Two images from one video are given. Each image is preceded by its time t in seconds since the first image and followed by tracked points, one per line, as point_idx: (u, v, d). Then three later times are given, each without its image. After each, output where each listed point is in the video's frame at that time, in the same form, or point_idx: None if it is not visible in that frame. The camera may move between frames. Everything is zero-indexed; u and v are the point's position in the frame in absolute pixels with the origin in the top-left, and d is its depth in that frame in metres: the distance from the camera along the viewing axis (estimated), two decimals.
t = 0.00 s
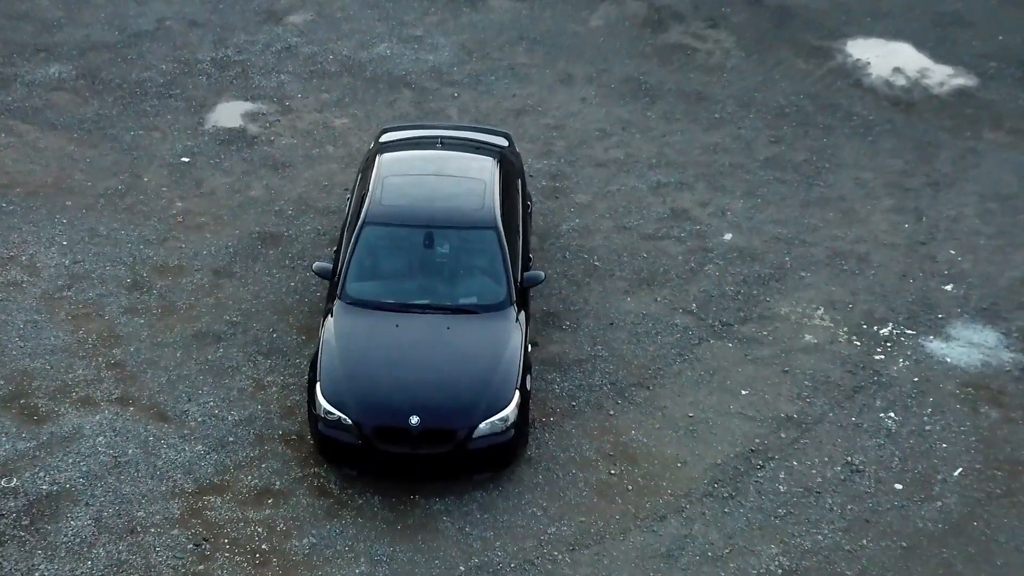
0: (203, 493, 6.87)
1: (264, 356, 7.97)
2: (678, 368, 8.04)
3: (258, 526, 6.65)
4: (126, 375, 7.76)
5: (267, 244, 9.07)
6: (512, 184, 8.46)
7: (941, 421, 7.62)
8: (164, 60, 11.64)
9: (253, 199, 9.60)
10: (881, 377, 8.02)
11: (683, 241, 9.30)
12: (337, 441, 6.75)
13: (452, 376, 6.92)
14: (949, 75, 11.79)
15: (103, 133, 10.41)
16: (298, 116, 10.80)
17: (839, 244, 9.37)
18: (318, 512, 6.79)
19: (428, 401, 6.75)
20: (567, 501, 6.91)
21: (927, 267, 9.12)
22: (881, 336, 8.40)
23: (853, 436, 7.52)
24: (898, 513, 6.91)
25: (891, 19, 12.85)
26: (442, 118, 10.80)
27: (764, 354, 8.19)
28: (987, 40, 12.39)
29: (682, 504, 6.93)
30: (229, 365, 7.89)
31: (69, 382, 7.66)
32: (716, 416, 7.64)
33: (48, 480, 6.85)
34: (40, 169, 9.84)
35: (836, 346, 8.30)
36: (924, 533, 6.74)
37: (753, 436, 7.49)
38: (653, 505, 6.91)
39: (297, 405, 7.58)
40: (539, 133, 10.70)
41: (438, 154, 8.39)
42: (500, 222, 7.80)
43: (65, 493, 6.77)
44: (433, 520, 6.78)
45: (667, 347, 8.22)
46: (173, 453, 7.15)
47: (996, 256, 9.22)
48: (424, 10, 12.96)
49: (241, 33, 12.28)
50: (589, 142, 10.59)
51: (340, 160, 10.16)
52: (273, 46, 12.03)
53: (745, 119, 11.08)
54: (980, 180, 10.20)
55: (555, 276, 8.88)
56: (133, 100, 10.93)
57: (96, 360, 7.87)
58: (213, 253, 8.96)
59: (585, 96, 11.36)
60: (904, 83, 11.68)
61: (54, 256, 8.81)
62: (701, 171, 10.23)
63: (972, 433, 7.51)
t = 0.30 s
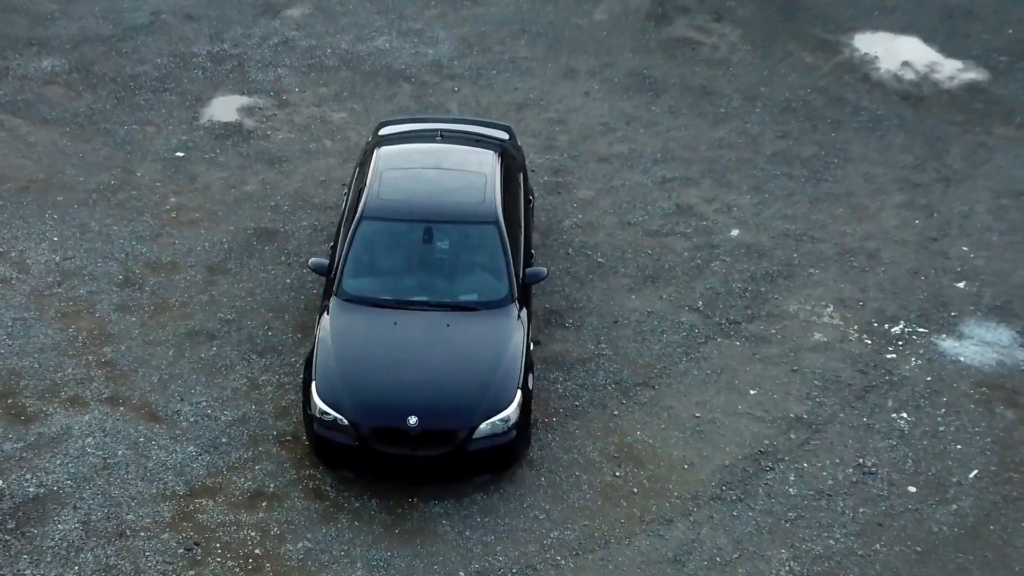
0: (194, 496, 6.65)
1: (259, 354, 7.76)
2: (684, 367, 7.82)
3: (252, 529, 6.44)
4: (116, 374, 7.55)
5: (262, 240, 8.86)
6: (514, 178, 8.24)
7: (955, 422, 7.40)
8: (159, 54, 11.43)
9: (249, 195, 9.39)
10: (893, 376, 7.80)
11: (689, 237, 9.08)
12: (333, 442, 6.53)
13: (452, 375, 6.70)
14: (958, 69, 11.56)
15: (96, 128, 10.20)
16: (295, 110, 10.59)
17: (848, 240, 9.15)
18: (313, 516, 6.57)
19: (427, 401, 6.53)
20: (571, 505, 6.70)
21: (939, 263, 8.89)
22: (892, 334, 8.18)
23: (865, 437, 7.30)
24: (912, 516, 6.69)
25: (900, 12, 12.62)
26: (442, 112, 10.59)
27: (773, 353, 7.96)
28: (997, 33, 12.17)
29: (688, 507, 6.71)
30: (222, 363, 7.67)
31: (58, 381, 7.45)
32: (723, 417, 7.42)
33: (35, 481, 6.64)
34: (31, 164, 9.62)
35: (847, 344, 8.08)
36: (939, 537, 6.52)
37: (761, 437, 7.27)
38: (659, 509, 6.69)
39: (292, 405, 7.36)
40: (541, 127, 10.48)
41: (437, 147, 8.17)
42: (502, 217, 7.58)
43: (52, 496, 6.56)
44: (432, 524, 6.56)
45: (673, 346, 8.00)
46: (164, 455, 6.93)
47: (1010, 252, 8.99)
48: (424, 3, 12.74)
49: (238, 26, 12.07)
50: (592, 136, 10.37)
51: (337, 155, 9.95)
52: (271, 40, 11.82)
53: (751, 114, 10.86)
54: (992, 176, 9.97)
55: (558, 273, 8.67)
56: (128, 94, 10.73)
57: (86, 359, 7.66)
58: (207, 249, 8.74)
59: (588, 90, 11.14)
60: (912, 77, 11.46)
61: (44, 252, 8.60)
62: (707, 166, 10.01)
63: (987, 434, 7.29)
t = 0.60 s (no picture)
0: (185, 498, 6.44)
1: (253, 352, 7.54)
2: (691, 366, 7.60)
3: (244, 533, 6.22)
4: (106, 372, 7.33)
5: (257, 235, 8.65)
6: (515, 171, 8.02)
7: (969, 422, 7.18)
8: (153, 47, 11.22)
9: (244, 189, 9.17)
10: (905, 375, 7.57)
11: (694, 232, 8.86)
12: (328, 443, 6.32)
13: (451, 373, 6.49)
14: (968, 62, 11.33)
15: (89, 121, 9.98)
16: (292, 104, 10.38)
17: (858, 236, 8.93)
18: (307, 519, 6.36)
19: (425, 400, 6.31)
20: (574, 507, 6.48)
21: (951, 259, 8.67)
22: (904, 331, 7.96)
23: (877, 438, 7.08)
24: (926, 519, 6.46)
25: (908, 5, 12.40)
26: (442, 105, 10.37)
27: (781, 351, 7.75)
28: (1007, 26, 11.94)
29: (695, 510, 6.49)
30: (215, 361, 7.46)
31: (45, 379, 7.23)
32: (731, 417, 7.20)
33: (20, 483, 6.42)
34: (22, 158, 9.41)
35: (857, 342, 7.86)
36: (955, 541, 6.30)
37: (770, 438, 7.06)
38: (665, 511, 6.47)
39: (286, 404, 7.15)
40: (542, 121, 10.26)
41: (436, 139, 7.94)
42: (503, 211, 7.36)
43: (38, 498, 6.34)
44: (431, 527, 6.35)
45: (679, 344, 7.78)
46: (154, 455, 6.71)
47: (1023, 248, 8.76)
48: None
49: (234, 19, 11.86)
50: (595, 130, 10.15)
51: (335, 149, 9.74)
52: (267, 33, 11.61)
53: (758, 108, 10.65)
54: (1004, 171, 9.75)
55: (560, 269, 8.45)
56: (121, 88, 10.51)
57: (74, 357, 7.44)
58: (201, 245, 8.53)
59: (590, 84, 10.93)
60: (921, 71, 11.23)
61: (34, 247, 8.39)
62: (712, 160, 9.80)
63: (1003, 435, 7.06)
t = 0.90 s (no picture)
0: (174, 499, 6.21)
1: (245, 348, 7.32)
2: (697, 362, 7.38)
3: (235, 535, 6.00)
4: (94, 369, 7.11)
5: (251, 228, 8.42)
6: (516, 162, 7.79)
7: (985, 420, 6.95)
8: (146, 38, 11.00)
9: (237, 182, 8.95)
10: (918, 372, 7.34)
11: (700, 226, 8.63)
12: (323, 442, 6.10)
13: (450, 370, 6.26)
14: (978, 54, 11.10)
15: (79, 113, 9.76)
16: (288, 96, 10.16)
17: (867, 229, 8.70)
18: (300, 520, 6.13)
19: (422, 397, 6.09)
20: (577, 509, 6.26)
21: (963, 253, 8.44)
22: (915, 327, 7.73)
23: (890, 436, 6.85)
24: (942, 521, 6.24)
25: None
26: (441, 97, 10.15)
27: (790, 347, 7.52)
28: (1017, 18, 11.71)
29: (702, 511, 6.27)
30: (207, 358, 7.23)
31: (31, 376, 7.01)
32: (739, 415, 6.98)
33: (4, 483, 6.20)
34: (10, 150, 9.19)
35: (868, 338, 7.63)
36: (972, 544, 6.08)
37: (779, 436, 6.83)
38: (671, 512, 6.25)
39: (280, 402, 6.92)
40: (544, 113, 10.04)
41: (434, 129, 7.72)
42: (503, 203, 7.13)
43: (22, 498, 6.12)
44: (429, 528, 6.12)
45: (684, 340, 7.55)
46: (142, 455, 6.49)
47: None
48: None
49: (229, 11, 11.64)
50: (597, 122, 9.93)
51: (331, 141, 9.52)
52: (263, 24, 11.39)
53: (763, 100, 10.42)
54: (1016, 163, 9.51)
55: (562, 263, 8.22)
56: (113, 79, 10.29)
57: (62, 353, 7.21)
58: (193, 238, 8.30)
59: (593, 75, 10.70)
60: (930, 62, 11.00)
61: (21, 241, 8.16)
62: (718, 152, 9.57)
63: (1019, 434, 6.83)
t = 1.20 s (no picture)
0: (163, 499, 5.99)
1: (238, 344, 7.09)
2: (704, 358, 7.15)
3: (225, 536, 5.77)
4: (81, 365, 6.88)
5: (245, 221, 8.20)
6: (517, 153, 7.55)
7: (1002, 418, 6.71)
8: (140, 29, 10.78)
9: (231, 174, 8.72)
10: (932, 368, 7.11)
11: (706, 218, 8.41)
12: (317, 440, 5.87)
13: (448, 366, 6.03)
14: (988, 45, 10.85)
15: (70, 104, 9.53)
16: (283, 87, 9.93)
17: (878, 222, 8.47)
18: (293, 521, 5.90)
19: (421, 394, 5.86)
20: (580, 509, 6.03)
21: (977, 247, 8.20)
22: (929, 322, 7.50)
23: (904, 435, 6.62)
24: (959, 522, 6.01)
25: None
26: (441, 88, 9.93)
27: (800, 342, 7.30)
28: None
29: (711, 512, 6.04)
30: (198, 353, 7.01)
31: (16, 372, 6.78)
32: (748, 412, 6.75)
33: None
34: None
35: (880, 333, 7.40)
36: (990, 546, 5.85)
37: (789, 435, 6.60)
38: (678, 513, 6.02)
39: (273, 399, 6.69)
40: (545, 104, 9.82)
41: (432, 118, 7.49)
42: (504, 193, 6.90)
43: (4, 499, 5.89)
44: (427, 530, 5.89)
45: (691, 335, 7.32)
46: (130, 453, 6.26)
47: None
48: None
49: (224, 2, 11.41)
50: (600, 114, 9.71)
51: (328, 133, 9.29)
52: (259, 15, 11.17)
53: (770, 91, 10.19)
54: None
55: (565, 256, 7.99)
56: (105, 70, 10.07)
57: (48, 349, 6.98)
58: (185, 232, 8.08)
59: (595, 67, 10.48)
60: (940, 54, 10.75)
61: (8, 234, 7.93)
62: (724, 144, 9.34)
63: None
